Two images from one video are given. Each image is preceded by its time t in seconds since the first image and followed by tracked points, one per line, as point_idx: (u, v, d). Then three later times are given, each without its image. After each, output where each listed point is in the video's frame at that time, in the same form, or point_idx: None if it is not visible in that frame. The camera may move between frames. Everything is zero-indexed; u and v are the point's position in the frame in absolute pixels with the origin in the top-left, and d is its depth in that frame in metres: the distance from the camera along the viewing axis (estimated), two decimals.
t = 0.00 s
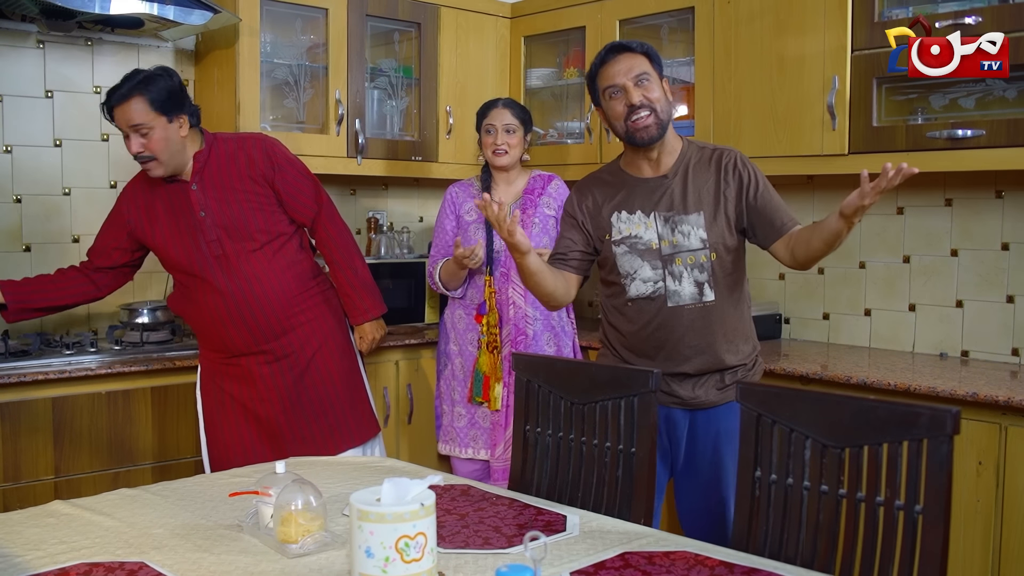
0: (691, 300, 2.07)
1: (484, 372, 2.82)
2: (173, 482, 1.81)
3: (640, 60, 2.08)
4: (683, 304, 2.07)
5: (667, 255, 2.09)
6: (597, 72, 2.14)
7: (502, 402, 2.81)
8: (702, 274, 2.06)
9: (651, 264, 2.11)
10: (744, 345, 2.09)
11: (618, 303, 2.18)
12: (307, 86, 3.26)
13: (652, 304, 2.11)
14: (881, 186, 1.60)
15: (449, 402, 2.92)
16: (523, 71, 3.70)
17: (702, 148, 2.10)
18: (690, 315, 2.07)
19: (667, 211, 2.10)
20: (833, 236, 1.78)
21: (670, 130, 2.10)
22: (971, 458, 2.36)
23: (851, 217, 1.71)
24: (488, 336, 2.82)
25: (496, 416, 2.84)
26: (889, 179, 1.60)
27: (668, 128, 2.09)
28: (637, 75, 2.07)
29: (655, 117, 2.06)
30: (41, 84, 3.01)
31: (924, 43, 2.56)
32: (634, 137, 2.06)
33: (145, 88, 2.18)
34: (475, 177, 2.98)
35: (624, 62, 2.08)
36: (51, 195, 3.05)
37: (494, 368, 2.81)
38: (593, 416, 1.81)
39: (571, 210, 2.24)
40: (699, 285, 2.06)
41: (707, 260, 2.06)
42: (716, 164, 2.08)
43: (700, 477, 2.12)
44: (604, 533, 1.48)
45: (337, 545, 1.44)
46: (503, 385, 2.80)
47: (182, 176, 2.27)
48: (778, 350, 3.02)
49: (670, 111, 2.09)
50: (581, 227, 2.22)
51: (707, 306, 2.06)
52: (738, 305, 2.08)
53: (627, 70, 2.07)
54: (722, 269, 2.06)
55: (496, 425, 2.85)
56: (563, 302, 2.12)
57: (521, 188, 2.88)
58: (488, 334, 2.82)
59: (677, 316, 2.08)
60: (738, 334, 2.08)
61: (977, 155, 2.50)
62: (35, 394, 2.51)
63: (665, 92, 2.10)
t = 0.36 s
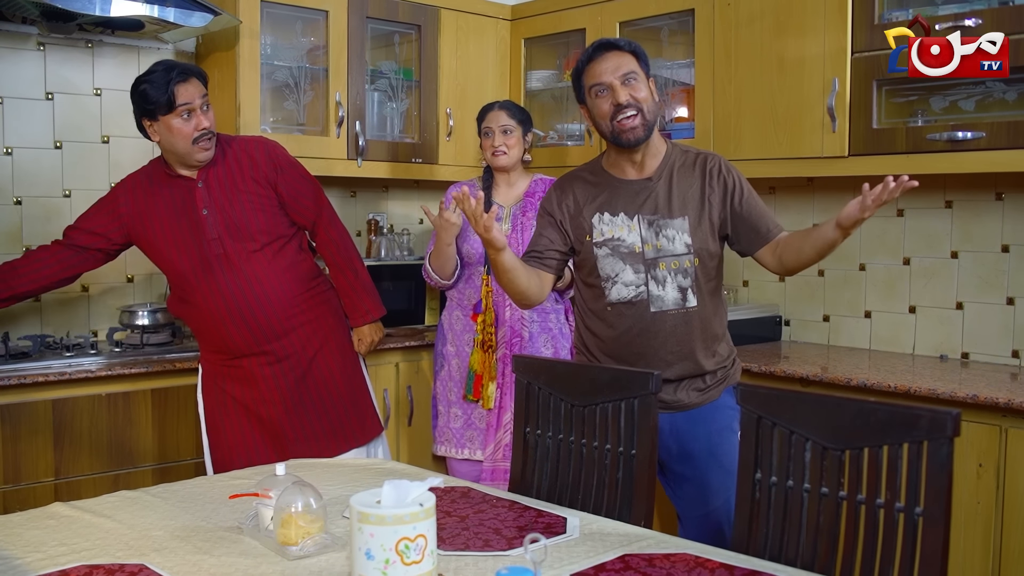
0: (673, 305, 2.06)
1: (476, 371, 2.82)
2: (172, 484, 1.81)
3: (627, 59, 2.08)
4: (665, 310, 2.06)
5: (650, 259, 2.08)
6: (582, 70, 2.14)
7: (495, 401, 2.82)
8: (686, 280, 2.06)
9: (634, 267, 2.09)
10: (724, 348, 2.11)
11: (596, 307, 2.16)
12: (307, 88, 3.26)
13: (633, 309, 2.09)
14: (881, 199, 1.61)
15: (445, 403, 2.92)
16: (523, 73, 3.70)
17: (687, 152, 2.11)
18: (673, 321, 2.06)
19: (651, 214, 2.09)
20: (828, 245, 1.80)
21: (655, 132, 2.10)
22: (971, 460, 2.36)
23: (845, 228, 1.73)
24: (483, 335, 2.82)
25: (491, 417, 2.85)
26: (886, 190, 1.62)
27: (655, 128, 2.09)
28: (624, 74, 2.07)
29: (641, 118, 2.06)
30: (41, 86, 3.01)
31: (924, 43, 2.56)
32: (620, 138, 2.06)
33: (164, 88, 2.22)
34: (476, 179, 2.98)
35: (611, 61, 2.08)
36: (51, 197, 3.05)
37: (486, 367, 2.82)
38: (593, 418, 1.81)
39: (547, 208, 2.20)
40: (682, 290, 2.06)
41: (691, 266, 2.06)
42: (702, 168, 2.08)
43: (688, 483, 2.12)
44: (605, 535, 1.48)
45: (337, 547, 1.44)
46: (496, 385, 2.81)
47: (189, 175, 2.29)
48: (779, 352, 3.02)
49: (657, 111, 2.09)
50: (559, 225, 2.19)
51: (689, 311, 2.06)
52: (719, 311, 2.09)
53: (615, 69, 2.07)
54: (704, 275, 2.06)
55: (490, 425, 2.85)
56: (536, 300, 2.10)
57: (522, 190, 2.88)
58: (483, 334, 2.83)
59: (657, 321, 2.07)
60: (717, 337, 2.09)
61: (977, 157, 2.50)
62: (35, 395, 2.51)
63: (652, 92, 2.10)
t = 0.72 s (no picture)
0: (677, 309, 2.06)
1: (485, 373, 2.82)
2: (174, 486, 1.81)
3: (634, 61, 2.08)
4: (668, 313, 2.06)
5: (654, 262, 2.07)
6: (588, 70, 2.14)
7: (502, 404, 2.81)
8: (690, 284, 2.06)
9: (637, 271, 2.09)
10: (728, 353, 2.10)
11: (599, 309, 2.16)
12: (309, 91, 3.26)
13: (636, 312, 2.09)
14: (886, 212, 1.61)
15: (449, 405, 2.93)
16: (524, 75, 3.70)
17: (692, 155, 2.11)
18: (676, 325, 2.06)
19: (655, 217, 2.09)
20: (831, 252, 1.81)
21: (660, 134, 2.10)
22: (973, 463, 2.36)
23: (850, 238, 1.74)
24: (490, 338, 2.81)
25: (495, 419, 2.85)
26: (891, 203, 1.62)
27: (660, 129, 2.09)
28: (629, 75, 2.07)
29: (647, 119, 2.06)
30: (43, 89, 3.01)
31: (924, 43, 2.57)
32: (625, 139, 2.06)
33: (195, 84, 2.22)
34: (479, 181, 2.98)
35: (617, 62, 2.08)
36: (53, 200, 3.05)
37: (495, 370, 2.81)
38: (594, 421, 1.81)
39: (552, 210, 2.21)
40: (686, 294, 2.06)
41: (695, 270, 2.05)
42: (707, 171, 2.08)
43: (692, 489, 2.12)
44: (607, 538, 1.48)
45: (338, 550, 1.44)
46: (502, 387, 2.80)
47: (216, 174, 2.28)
48: (781, 354, 3.02)
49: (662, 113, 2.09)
50: (563, 228, 2.19)
51: (692, 315, 2.06)
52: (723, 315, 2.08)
53: (621, 71, 2.07)
54: (708, 279, 2.06)
55: (494, 428, 2.85)
56: (540, 302, 2.10)
57: (525, 193, 2.88)
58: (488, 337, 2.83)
59: (660, 325, 2.07)
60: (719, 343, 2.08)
61: (979, 159, 2.50)
62: (36, 398, 2.51)
63: (657, 92, 2.10)
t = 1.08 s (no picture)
0: (685, 311, 2.06)
1: (487, 377, 2.81)
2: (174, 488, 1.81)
3: (645, 62, 2.08)
4: (677, 316, 2.06)
5: (663, 264, 2.08)
6: (599, 71, 2.14)
7: (504, 408, 2.81)
8: (699, 286, 2.06)
9: (647, 273, 2.09)
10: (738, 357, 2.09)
11: (609, 311, 2.16)
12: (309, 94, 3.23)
13: (646, 314, 2.09)
14: (891, 223, 1.61)
15: (450, 408, 2.92)
16: (525, 78, 3.70)
17: (703, 156, 2.11)
18: (685, 327, 2.06)
19: (665, 219, 2.09)
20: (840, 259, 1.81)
21: (671, 135, 2.10)
22: (974, 465, 2.36)
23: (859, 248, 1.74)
24: (491, 342, 2.82)
25: (495, 423, 2.85)
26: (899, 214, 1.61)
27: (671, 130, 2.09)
28: (640, 77, 2.06)
29: (655, 121, 2.06)
30: (44, 91, 3.01)
31: (924, 43, 2.57)
32: (633, 140, 2.06)
33: (252, 90, 2.26)
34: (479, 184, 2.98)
35: (629, 63, 2.07)
36: (53, 202, 3.05)
37: (497, 373, 2.80)
38: (595, 423, 1.81)
39: (563, 211, 2.21)
40: (695, 296, 2.06)
41: (704, 272, 2.05)
42: (718, 172, 2.08)
43: (697, 492, 2.12)
44: (607, 541, 1.48)
45: (339, 553, 1.44)
46: (505, 391, 2.80)
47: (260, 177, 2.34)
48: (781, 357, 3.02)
49: (672, 113, 2.09)
50: (574, 229, 2.20)
51: (701, 318, 2.06)
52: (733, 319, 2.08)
53: (632, 71, 2.07)
54: (718, 281, 2.06)
55: (496, 431, 2.85)
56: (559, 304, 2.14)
57: (527, 198, 2.88)
58: (490, 342, 2.82)
59: (669, 328, 2.07)
60: (728, 346, 2.07)
61: (979, 162, 2.50)
62: (38, 400, 2.51)
63: (668, 93, 2.09)
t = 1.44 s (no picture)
0: (683, 312, 2.07)
1: (485, 382, 2.81)
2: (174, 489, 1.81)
3: (625, 84, 2.08)
4: (675, 316, 2.08)
5: (663, 264, 2.10)
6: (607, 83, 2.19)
7: (504, 412, 2.80)
8: (698, 287, 2.06)
9: (647, 272, 2.12)
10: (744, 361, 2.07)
11: (618, 308, 2.20)
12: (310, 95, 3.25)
13: (646, 313, 2.12)
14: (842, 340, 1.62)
15: (449, 409, 2.93)
16: (525, 79, 3.70)
17: (717, 161, 2.08)
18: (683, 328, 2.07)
19: (668, 219, 2.09)
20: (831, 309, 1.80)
21: (667, 147, 2.08)
22: (975, 466, 2.36)
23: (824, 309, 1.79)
24: (489, 346, 2.82)
25: (495, 425, 2.85)
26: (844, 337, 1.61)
27: (659, 146, 2.08)
28: (618, 102, 2.10)
29: (633, 143, 2.10)
30: (45, 92, 3.01)
31: (924, 43, 2.58)
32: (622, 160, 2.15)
33: (328, 91, 2.29)
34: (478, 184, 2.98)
35: (613, 85, 2.11)
36: (53, 203, 3.05)
37: (495, 379, 2.80)
38: (596, 424, 1.81)
39: (585, 208, 2.27)
40: (693, 298, 2.06)
41: (703, 274, 2.05)
42: (729, 176, 2.05)
43: (703, 491, 2.10)
44: (607, 541, 1.48)
45: (339, 554, 1.44)
46: (504, 396, 2.80)
47: (326, 179, 2.40)
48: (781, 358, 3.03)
49: (657, 131, 2.07)
50: (592, 225, 2.25)
51: (700, 320, 2.06)
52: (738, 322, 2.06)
53: (614, 94, 2.11)
54: (718, 283, 2.05)
55: (497, 433, 2.85)
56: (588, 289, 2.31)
57: (526, 198, 2.88)
58: (490, 344, 2.82)
59: (668, 327, 2.09)
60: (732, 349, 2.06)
61: (979, 162, 2.50)
62: (39, 401, 2.51)
63: (656, 112, 2.07)
